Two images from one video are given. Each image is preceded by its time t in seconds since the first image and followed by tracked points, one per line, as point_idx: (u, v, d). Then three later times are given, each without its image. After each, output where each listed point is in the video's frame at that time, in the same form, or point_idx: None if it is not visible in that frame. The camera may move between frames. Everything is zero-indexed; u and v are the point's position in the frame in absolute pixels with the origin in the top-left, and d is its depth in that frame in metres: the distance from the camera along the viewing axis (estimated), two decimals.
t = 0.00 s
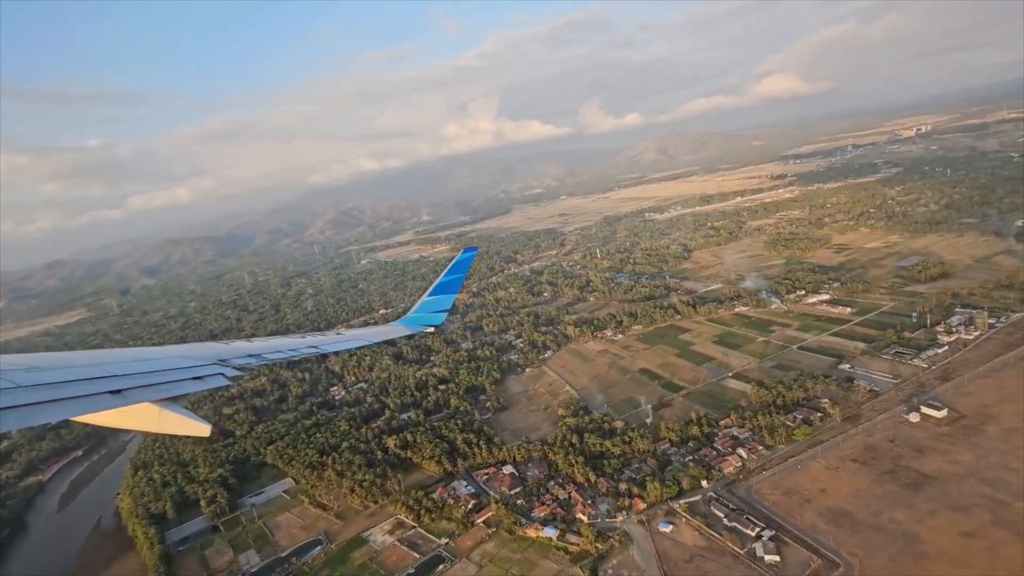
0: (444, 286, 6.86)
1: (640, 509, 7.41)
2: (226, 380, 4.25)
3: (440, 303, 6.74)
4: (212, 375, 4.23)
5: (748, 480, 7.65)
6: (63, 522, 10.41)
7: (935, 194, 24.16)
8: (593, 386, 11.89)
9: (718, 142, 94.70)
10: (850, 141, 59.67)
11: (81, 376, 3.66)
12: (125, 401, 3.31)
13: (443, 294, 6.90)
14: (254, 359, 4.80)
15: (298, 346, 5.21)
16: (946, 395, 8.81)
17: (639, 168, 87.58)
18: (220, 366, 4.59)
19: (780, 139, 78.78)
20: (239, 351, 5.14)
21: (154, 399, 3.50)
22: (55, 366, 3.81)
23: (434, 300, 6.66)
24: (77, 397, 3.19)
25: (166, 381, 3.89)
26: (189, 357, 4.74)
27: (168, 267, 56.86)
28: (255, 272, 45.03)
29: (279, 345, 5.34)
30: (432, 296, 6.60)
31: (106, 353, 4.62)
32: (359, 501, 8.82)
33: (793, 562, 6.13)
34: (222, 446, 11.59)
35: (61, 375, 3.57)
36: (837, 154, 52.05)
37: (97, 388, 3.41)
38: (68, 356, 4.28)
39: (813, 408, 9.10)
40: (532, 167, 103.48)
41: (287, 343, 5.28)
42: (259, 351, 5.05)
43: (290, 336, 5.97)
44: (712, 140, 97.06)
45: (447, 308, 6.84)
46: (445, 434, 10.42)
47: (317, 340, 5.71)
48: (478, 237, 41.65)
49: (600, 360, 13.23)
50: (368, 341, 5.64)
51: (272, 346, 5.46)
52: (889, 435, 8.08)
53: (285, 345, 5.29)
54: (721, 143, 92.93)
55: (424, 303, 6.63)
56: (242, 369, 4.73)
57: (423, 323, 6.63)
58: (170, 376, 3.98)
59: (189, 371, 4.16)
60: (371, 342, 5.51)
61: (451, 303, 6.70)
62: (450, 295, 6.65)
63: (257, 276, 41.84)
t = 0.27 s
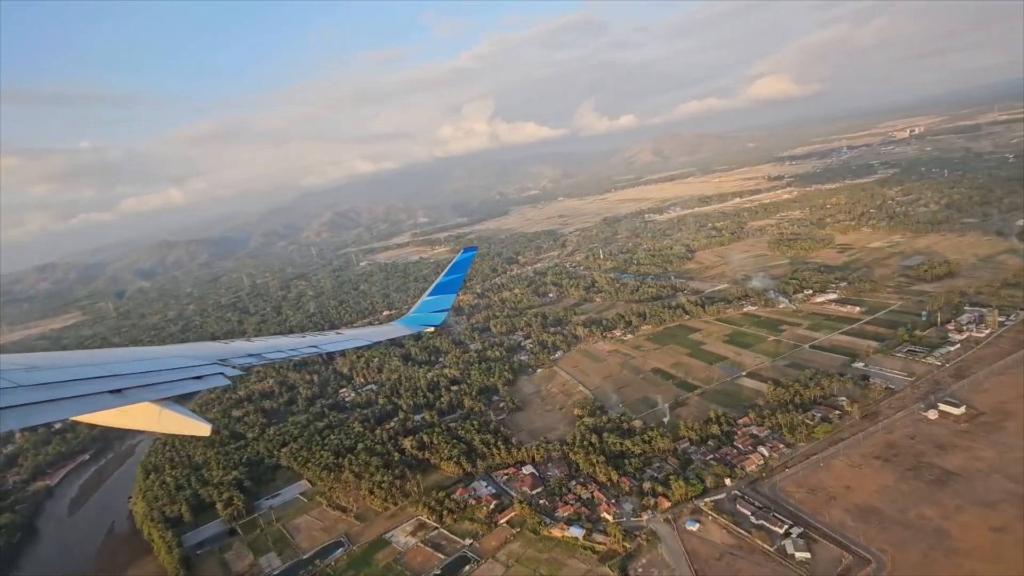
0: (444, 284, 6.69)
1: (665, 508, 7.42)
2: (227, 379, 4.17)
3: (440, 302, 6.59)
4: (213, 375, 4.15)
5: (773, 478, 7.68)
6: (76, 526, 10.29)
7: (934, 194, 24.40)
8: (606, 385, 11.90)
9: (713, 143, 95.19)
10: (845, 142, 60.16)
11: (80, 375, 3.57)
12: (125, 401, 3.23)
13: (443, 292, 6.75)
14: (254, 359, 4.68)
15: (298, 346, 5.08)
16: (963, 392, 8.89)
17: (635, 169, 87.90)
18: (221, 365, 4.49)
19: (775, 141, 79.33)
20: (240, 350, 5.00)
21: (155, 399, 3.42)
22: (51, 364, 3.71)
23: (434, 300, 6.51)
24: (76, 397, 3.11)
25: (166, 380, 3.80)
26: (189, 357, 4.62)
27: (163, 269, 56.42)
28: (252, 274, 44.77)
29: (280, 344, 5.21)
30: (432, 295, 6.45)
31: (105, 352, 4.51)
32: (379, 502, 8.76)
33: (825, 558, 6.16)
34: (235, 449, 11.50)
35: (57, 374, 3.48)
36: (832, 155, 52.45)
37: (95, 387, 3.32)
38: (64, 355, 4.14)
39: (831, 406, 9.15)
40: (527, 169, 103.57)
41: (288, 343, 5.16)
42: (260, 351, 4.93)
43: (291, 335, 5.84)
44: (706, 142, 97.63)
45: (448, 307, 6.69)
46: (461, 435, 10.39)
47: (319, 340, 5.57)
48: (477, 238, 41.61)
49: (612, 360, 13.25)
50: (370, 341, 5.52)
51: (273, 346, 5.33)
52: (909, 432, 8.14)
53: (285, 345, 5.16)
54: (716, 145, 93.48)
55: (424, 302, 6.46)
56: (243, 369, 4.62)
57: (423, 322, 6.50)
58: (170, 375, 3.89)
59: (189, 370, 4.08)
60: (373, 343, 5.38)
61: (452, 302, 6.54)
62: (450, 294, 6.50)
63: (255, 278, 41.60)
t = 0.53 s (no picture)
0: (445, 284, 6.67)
1: (690, 507, 7.43)
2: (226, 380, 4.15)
3: (440, 301, 6.55)
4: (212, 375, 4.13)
5: (797, 476, 7.72)
6: (89, 530, 10.18)
7: (934, 194, 24.61)
8: (620, 385, 11.92)
9: (709, 145, 95.65)
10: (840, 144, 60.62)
11: (79, 374, 3.55)
12: (124, 401, 3.21)
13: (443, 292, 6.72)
14: (253, 359, 4.64)
15: (298, 346, 5.04)
16: (979, 390, 8.96)
17: (632, 171, 88.18)
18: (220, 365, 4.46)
19: (770, 142, 79.83)
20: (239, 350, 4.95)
21: (154, 400, 3.40)
22: (44, 362, 3.65)
23: (434, 300, 6.48)
24: (76, 396, 3.10)
25: (165, 380, 3.77)
26: (188, 356, 4.58)
27: (159, 272, 56.02)
28: (250, 276, 44.54)
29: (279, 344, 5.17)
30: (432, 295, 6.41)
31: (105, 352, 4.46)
32: (399, 504, 8.73)
33: (855, 555, 6.19)
34: (248, 451, 11.43)
35: (53, 373, 3.44)
36: (829, 157, 52.81)
37: (95, 387, 3.30)
38: (60, 353, 4.08)
39: (849, 404, 9.21)
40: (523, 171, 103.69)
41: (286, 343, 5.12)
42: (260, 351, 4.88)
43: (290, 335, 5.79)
44: (701, 144, 98.09)
45: (448, 307, 6.65)
46: (478, 435, 10.38)
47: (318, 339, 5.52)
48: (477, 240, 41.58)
49: (623, 360, 13.27)
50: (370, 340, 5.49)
51: (273, 345, 5.28)
52: (928, 429, 8.19)
53: (285, 345, 5.12)
54: (711, 147, 93.96)
55: (423, 301, 6.41)
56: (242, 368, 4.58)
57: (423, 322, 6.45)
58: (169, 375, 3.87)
59: (189, 370, 4.06)
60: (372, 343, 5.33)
61: (451, 302, 6.50)
62: (451, 294, 6.46)
63: (253, 280, 41.38)
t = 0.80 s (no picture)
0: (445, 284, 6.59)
1: (715, 506, 7.45)
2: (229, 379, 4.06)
3: (440, 301, 6.47)
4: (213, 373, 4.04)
5: (821, 474, 7.75)
6: (101, 535, 10.07)
7: (932, 196, 24.85)
8: (633, 385, 11.94)
9: (704, 148, 96.16)
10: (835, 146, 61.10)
11: (79, 373, 3.47)
12: (123, 401, 3.13)
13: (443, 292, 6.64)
14: (254, 359, 4.55)
15: (298, 346, 4.93)
16: (994, 388, 9.04)
17: (627, 173, 88.49)
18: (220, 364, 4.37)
19: (765, 144, 80.36)
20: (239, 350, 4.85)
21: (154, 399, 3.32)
22: (42, 362, 3.58)
23: (434, 299, 6.40)
24: (74, 396, 3.02)
25: (165, 378, 3.68)
26: (186, 355, 4.47)
27: (154, 276, 55.54)
28: (248, 279, 44.28)
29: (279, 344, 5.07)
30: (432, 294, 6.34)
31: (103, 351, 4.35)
32: (419, 505, 8.68)
33: (885, 553, 6.22)
34: (261, 455, 11.34)
35: (53, 373, 3.37)
36: (824, 159, 53.21)
37: (95, 387, 3.22)
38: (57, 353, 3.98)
39: (866, 403, 9.26)
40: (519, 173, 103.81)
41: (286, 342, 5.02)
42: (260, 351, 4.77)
43: (288, 334, 5.68)
44: (696, 146, 98.61)
45: (448, 307, 6.57)
46: (495, 437, 10.35)
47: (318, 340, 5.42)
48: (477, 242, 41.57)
49: (634, 360, 13.30)
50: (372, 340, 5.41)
51: (273, 345, 5.18)
52: (947, 427, 8.26)
53: (285, 344, 5.02)
54: (706, 149, 94.48)
55: (423, 302, 6.34)
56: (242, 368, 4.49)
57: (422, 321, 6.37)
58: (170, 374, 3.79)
59: (190, 369, 3.97)
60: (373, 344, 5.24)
61: (451, 302, 6.42)
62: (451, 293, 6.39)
63: (251, 283, 41.13)
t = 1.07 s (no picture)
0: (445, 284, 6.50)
1: (741, 506, 7.46)
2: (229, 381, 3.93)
3: (441, 301, 6.39)
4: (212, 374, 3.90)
5: (845, 473, 7.78)
6: (112, 541, 9.93)
7: (931, 197, 25.10)
8: (647, 386, 11.96)
9: (699, 151, 96.70)
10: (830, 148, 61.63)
11: (77, 373, 3.33)
12: (123, 401, 3.00)
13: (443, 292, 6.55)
14: (256, 359, 4.43)
15: (298, 346, 4.83)
16: (1009, 387, 9.12)
17: (624, 175, 88.80)
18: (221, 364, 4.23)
19: (760, 147, 80.91)
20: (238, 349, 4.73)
21: (156, 399, 3.20)
22: (35, 362, 3.43)
23: (434, 299, 6.31)
24: (72, 395, 2.89)
25: (164, 379, 3.55)
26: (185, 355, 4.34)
27: (149, 279, 55.07)
28: (245, 283, 43.99)
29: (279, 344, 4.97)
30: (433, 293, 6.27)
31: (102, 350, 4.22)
32: (439, 508, 8.64)
33: (914, 550, 6.26)
34: (274, 458, 11.25)
35: (49, 372, 3.23)
36: (820, 161, 53.62)
37: (94, 386, 3.08)
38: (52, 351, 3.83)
39: (884, 402, 9.31)
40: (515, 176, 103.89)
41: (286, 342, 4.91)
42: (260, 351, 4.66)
43: (287, 334, 5.57)
44: (692, 149, 99.18)
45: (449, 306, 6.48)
46: (512, 437, 10.34)
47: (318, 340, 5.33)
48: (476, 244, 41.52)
49: (645, 361, 13.32)
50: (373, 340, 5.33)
51: (272, 345, 5.07)
52: (966, 425, 8.32)
53: (285, 344, 4.92)
54: (701, 152, 94.98)
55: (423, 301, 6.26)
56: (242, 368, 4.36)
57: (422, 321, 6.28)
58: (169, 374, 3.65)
59: (189, 370, 3.83)
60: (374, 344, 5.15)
61: (452, 302, 6.34)
62: (451, 292, 6.30)
63: (249, 286, 40.86)
